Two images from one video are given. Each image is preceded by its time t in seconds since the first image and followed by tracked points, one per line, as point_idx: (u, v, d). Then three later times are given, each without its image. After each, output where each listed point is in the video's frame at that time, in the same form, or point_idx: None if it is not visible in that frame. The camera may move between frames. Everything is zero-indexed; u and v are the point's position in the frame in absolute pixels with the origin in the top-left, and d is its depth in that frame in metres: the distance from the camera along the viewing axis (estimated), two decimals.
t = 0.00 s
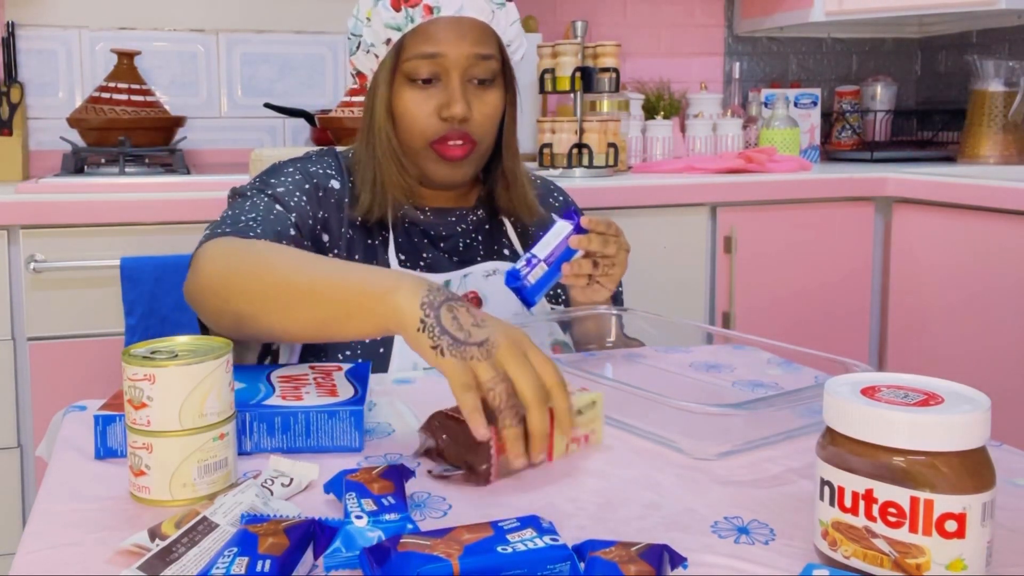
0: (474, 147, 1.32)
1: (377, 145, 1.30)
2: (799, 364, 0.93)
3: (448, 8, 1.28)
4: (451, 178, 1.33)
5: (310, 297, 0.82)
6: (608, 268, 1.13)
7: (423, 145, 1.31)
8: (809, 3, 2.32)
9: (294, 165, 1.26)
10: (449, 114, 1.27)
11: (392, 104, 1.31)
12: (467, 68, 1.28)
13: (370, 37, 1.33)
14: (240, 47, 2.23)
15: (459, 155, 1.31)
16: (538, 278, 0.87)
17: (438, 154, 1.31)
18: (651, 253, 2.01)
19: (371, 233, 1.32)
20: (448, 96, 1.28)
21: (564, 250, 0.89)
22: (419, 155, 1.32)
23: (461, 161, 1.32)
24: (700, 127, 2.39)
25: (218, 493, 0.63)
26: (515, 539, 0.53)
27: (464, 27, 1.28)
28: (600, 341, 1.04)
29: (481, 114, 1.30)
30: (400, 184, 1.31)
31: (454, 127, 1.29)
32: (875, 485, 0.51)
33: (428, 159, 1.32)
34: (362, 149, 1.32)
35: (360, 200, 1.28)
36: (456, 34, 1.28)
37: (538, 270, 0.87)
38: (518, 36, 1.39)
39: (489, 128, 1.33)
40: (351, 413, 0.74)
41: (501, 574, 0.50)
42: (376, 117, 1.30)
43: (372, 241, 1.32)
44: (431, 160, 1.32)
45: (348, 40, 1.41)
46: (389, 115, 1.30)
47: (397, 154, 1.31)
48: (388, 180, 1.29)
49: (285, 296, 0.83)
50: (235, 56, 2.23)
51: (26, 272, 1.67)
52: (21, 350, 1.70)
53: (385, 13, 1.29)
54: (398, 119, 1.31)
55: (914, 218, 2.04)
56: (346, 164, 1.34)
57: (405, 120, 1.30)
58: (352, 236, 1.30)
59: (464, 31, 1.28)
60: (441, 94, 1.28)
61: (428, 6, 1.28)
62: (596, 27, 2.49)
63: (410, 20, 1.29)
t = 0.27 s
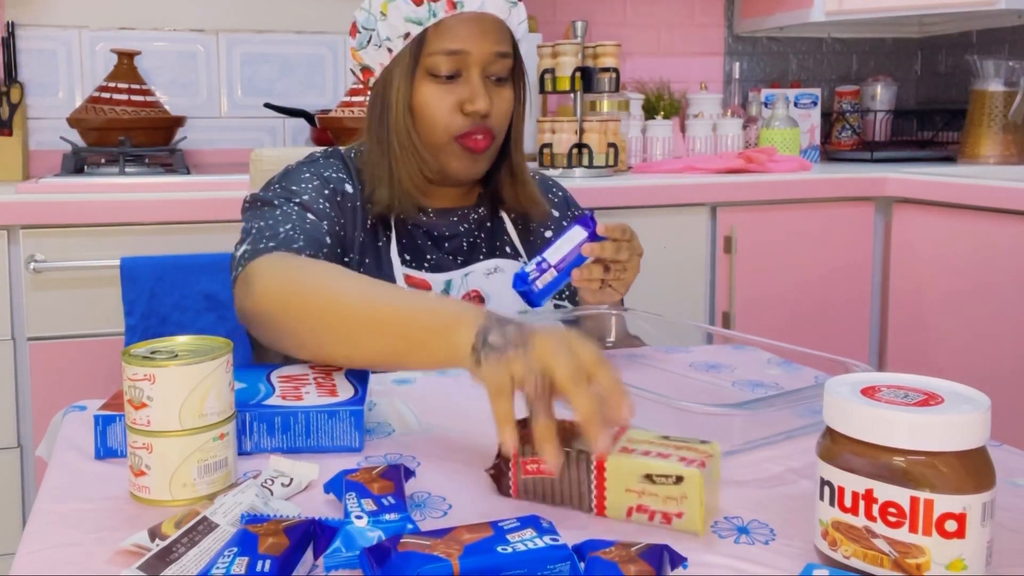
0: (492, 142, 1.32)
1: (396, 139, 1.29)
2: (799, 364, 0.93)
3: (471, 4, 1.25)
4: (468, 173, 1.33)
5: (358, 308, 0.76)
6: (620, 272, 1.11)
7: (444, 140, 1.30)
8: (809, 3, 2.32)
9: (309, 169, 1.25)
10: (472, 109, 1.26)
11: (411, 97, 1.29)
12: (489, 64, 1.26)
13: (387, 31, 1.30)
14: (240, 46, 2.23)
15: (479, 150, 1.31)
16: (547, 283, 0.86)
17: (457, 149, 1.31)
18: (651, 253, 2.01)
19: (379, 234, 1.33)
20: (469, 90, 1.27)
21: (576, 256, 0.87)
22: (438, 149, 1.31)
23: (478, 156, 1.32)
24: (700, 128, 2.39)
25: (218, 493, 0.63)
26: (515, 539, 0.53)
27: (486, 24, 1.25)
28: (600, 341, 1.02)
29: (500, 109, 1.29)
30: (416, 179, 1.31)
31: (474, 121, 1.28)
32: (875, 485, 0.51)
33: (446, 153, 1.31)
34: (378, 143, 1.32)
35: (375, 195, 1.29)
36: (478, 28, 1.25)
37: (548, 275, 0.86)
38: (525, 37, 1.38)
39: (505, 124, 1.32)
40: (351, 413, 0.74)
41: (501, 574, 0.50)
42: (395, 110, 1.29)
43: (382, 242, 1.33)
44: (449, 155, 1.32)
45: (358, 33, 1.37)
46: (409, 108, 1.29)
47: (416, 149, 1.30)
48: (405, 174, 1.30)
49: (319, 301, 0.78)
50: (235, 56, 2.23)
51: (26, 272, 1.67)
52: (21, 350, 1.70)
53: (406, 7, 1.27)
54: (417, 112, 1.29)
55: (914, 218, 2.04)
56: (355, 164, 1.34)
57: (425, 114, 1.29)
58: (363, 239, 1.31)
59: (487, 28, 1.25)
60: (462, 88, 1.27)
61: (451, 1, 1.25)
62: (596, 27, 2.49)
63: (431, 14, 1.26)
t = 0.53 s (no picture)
0: (494, 142, 1.31)
1: (400, 142, 1.29)
2: (799, 364, 0.93)
3: (470, 4, 1.27)
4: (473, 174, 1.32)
5: (348, 249, 0.98)
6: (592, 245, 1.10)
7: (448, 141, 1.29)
8: (809, 3, 2.32)
9: (278, 184, 1.28)
10: (474, 107, 1.25)
11: (413, 100, 1.29)
12: (487, 64, 1.27)
13: (386, 34, 1.31)
14: (240, 46, 2.23)
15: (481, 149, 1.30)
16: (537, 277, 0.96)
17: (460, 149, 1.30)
18: (651, 253, 2.01)
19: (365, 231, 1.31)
20: (470, 90, 1.26)
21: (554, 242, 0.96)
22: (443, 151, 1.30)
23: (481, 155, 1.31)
24: (700, 127, 2.39)
25: (218, 493, 0.63)
26: (514, 539, 0.53)
27: (485, 24, 1.27)
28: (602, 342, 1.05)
29: (502, 108, 1.29)
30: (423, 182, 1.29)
31: (477, 121, 1.27)
32: (875, 485, 0.51)
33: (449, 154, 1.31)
34: (382, 147, 1.31)
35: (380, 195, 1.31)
36: (474, 29, 1.27)
37: (536, 267, 0.95)
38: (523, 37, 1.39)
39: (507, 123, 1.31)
40: (351, 413, 0.74)
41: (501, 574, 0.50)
42: (399, 113, 1.28)
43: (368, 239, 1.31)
44: (453, 155, 1.31)
45: (356, 36, 1.39)
46: (412, 110, 1.28)
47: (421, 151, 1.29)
48: (411, 176, 1.30)
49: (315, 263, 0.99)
50: (235, 56, 2.23)
51: (26, 272, 1.67)
52: (21, 350, 1.70)
53: (405, 10, 1.28)
54: (420, 115, 1.28)
55: (914, 218, 2.04)
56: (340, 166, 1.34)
57: (428, 116, 1.28)
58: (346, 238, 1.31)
59: (485, 28, 1.27)
60: (463, 88, 1.26)
61: (449, 3, 1.27)
62: (596, 27, 2.49)
63: (430, 16, 1.27)
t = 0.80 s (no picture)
0: (455, 157, 1.32)
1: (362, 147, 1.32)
2: (798, 364, 0.93)
3: (443, 20, 1.28)
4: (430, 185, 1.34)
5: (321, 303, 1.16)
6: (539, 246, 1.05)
7: (406, 151, 1.30)
8: (809, 3, 2.32)
9: (254, 203, 1.34)
10: (434, 124, 1.26)
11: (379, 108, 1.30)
12: (455, 81, 1.26)
13: (363, 38, 1.32)
14: (239, 46, 2.23)
15: (439, 164, 1.31)
16: (484, 298, 0.90)
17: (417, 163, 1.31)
18: (651, 253, 2.01)
19: (339, 234, 1.36)
20: (433, 106, 1.26)
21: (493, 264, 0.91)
22: (401, 160, 1.32)
23: (437, 171, 1.32)
24: (700, 128, 2.39)
25: (218, 493, 0.63)
26: (515, 539, 0.53)
27: (456, 42, 1.26)
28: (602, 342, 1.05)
29: (465, 126, 1.29)
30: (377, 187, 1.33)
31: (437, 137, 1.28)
32: (875, 485, 0.51)
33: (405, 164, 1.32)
34: (348, 149, 1.34)
35: (340, 198, 1.35)
36: (450, 47, 1.26)
37: (479, 289, 0.90)
38: (506, 50, 1.39)
39: (469, 143, 1.32)
40: (351, 413, 0.74)
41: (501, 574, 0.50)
42: (362, 118, 1.31)
43: (341, 241, 1.36)
44: (409, 167, 1.32)
45: (340, 36, 1.40)
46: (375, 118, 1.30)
47: (379, 158, 1.32)
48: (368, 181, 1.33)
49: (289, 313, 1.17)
50: (235, 56, 2.23)
51: (26, 272, 1.67)
52: (21, 350, 1.70)
53: (381, 18, 1.30)
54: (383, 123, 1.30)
55: (914, 218, 2.04)
56: (315, 176, 1.40)
57: (390, 126, 1.29)
58: (320, 241, 1.35)
59: (457, 46, 1.26)
60: (426, 103, 1.26)
61: (423, 16, 1.28)
62: (596, 28, 2.49)
63: (403, 27, 1.29)
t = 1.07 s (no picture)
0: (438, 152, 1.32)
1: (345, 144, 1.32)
2: (799, 364, 0.93)
3: (418, 14, 1.30)
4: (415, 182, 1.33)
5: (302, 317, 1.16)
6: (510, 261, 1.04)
7: (389, 147, 1.31)
8: (809, 3, 2.32)
9: (239, 207, 1.33)
10: (414, 116, 1.27)
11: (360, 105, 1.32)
12: (434, 73, 1.28)
13: (342, 37, 1.35)
14: (240, 46, 2.23)
15: (422, 159, 1.31)
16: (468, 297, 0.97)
17: (401, 159, 1.31)
18: (651, 253, 2.01)
19: (323, 235, 1.34)
20: (414, 98, 1.28)
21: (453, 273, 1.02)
22: (385, 157, 1.32)
23: (423, 167, 1.31)
24: (700, 128, 2.39)
25: (218, 493, 0.63)
26: (515, 539, 0.53)
27: (432, 34, 1.29)
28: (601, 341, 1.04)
29: (447, 119, 1.30)
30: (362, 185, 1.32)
31: (418, 130, 1.29)
32: (875, 485, 0.51)
33: (389, 161, 1.32)
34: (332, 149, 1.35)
35: (323, 197, 1.33)
36: (427, 42, 1.28)
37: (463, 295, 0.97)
38: (485, 44, 1.41)
39: (453, 138, 1.32)
40: (351, 413, 0.74)
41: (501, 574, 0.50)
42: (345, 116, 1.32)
43: (326, 242, 1.34)
44: (393, 164, 1.32)
45: (322, 37, 1.42)
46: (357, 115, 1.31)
47: (362, 155, 1.32)
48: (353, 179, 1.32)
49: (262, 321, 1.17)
50: (234, 56, 2.23)
51: (26, 273, 1.67)
52: (21, 350, 1.70)
53: (358, 15, 1.32)
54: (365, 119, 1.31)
55: (914, 218, 2.04)
56: (301, 178, 1.39)
57: (373, 122, 1.30)
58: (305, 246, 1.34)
59: (433, 38, 1.29)
60: (406, 96, 1.28)
61: (399, 11, 1.30)
62: (596, 28, 2.49)
63: (380, 23, 1.31)
